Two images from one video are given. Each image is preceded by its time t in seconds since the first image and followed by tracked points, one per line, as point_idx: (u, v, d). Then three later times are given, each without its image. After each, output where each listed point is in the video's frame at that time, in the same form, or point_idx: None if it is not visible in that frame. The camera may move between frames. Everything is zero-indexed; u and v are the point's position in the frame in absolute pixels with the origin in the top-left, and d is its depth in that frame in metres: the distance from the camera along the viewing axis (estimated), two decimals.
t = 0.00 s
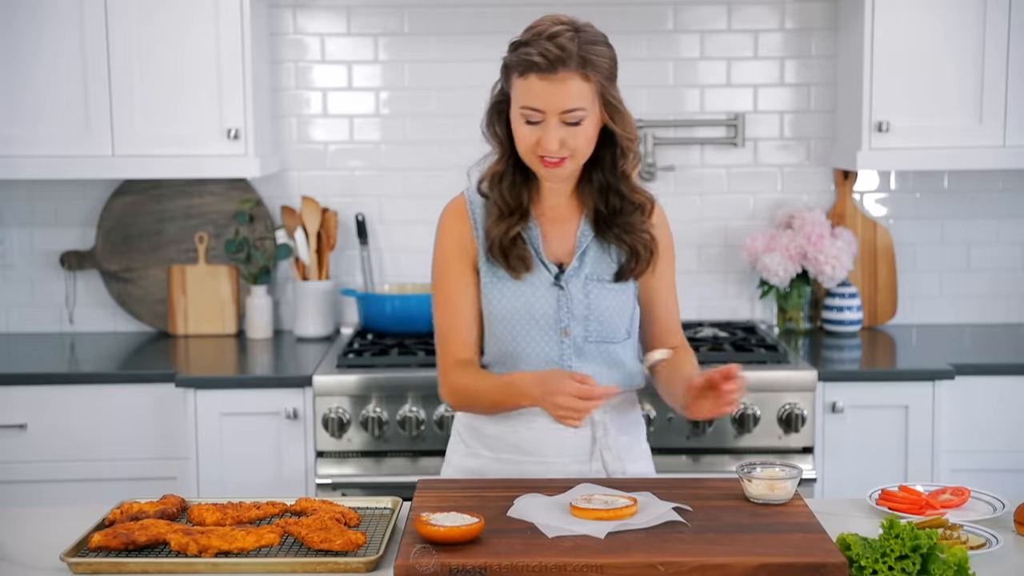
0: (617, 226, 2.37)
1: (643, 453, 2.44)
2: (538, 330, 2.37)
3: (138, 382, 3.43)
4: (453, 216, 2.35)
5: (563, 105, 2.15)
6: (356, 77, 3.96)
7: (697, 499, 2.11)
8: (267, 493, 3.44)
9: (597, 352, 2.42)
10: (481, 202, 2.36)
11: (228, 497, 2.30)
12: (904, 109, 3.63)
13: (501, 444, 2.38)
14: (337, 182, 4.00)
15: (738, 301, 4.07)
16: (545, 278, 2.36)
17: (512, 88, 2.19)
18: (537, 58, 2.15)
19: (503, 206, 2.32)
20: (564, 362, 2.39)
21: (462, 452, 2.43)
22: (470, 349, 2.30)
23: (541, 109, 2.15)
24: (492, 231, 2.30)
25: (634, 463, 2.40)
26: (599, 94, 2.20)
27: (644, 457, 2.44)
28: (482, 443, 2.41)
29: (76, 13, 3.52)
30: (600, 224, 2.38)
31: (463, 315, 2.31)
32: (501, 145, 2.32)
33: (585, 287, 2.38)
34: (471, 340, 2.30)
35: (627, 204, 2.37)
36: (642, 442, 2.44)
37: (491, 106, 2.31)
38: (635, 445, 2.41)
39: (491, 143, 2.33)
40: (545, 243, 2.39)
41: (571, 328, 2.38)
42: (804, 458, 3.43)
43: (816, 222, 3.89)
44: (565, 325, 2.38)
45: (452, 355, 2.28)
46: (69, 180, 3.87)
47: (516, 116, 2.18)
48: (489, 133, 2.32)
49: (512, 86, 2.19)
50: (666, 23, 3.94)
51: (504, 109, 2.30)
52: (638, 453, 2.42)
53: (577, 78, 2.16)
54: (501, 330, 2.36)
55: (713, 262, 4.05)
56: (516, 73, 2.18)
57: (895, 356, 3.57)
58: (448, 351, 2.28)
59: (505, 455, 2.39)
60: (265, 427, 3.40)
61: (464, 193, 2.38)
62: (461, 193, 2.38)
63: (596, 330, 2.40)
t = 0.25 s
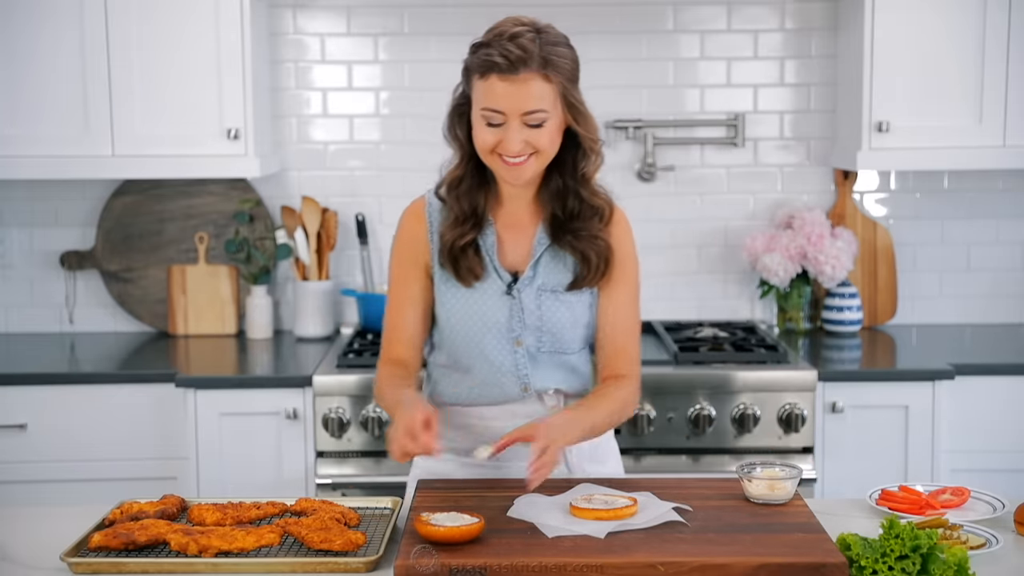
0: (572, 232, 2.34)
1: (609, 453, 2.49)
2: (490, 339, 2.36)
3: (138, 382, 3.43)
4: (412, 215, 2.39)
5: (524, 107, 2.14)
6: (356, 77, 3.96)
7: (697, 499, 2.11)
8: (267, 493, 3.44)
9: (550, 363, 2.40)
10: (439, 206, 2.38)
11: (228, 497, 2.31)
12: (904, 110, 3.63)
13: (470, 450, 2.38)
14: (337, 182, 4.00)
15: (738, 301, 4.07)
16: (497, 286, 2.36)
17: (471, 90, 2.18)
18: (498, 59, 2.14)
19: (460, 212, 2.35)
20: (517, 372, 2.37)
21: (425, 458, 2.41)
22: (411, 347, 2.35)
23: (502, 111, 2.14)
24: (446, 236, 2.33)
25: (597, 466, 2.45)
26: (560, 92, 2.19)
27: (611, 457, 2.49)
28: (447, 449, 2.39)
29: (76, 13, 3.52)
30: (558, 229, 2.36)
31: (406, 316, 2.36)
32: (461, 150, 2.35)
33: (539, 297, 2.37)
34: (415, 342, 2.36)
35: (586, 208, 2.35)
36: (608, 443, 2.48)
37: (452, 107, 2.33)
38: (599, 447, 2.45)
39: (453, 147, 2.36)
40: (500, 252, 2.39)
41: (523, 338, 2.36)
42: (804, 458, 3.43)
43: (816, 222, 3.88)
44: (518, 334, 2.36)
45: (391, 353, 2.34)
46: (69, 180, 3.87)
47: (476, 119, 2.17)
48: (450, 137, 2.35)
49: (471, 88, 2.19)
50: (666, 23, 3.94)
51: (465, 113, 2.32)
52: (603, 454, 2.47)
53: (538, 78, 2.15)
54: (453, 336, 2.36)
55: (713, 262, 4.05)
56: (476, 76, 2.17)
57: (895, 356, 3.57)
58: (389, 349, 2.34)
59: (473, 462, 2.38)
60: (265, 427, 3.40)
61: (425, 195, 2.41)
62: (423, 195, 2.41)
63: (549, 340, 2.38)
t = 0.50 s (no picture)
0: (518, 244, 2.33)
1: (577, 450, 2.53)
2: (444, 355, 2.37)
3: (138, 383, 3.43)
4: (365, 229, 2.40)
5: (473, 122, 2.08)
6: (356, 77, 3.96)
7: (697, 499, 2.11)
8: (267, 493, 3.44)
9: (507, 372, 2.42)
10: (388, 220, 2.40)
11: (228, 497, 2.33)
12: (904, 110, 3.63)
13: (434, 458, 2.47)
14: (337, 182, 4.00)
15: (738, 302, 4.07)
16: (448, 301, 2.37)
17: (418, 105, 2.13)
18: (445, 73, 2.08)
19: (409, 228, 2.35)
20: (474, 385, 2.40)
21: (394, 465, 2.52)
22: (364, 363, 2.38)
23: (451, 126, 2.08)
24: (396, 252, 2.33)
25: (563, 463, 2.49)
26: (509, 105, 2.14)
27: (582, 453, 2.54)
28: (413, 457, 2.49)
29: (76, 13, 3.52)
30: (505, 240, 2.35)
31: (361, 332, 2.38)
32: (408, 164, 2.36)
33: (490, 312, 2.37)
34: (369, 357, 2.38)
35: (533, 218, 2.34)
36: (574, 441, 2.53)
37: (398, 120, 2.32)
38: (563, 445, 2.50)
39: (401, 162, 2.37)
40: (453, 265, 2.40)
41: (476, 352, 2.37)
42: (805, 458, 3.43)
43: (816, 222, 3.88)
44: (472, 349, 2.37)
45: (346, 369, 2.37)
46: (69, 180, 3.87)
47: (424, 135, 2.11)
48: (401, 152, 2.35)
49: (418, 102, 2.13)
50: (666, 23, 3.94)
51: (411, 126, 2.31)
52: (569, 451, 2.51)
53: (487, 93, 2.10)
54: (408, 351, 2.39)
55: (713, 262, 4.05)
56: (422, 90, 2.11)
57: (895, 356, 3.57)
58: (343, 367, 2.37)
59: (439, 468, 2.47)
60: (265, 427, 3.40)
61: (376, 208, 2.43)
62: (373, 208, 2.43)
63: (503, 353, 2.39)
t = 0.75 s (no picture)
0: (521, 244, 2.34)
1: (573, 449, 2.53)
2: (444, 355, 2.36)
3: (138, 383, 3.43)
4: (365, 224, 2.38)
5: (484, 124, 2.07)
6: (356, 77, 3.96)
7: (697, 499, 2.11)
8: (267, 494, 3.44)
9: (505, 372, 2.43)
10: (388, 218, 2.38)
11: (229, 497, 2.33)
12: (904, 110, 3.63)
13: (433, 459, 2.46)
14: (337, 182, 4.00)
15: (738, 302, 4.07)
16: (449, 301, 2.36)
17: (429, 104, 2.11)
18: (458, 75, 2.07)
19: (412, 229, 2.33)
20: (473, 386, 2.40)
21: (393, 465, 2.52)
22: (346, 361, 2.34)
23: (462, 128, 2.07)
24: (399, 253, 2.31)
25: (561, 463, 2.49)
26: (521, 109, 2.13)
27: (578, 453, 2.54)
28: (411, 457, 2.49)
29: (76, 13, 3.52)
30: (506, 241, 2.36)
31: (348, 329, 2.34)
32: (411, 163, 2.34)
33: (491, 312, 2.37)
34: (353, 357, 2.34)
35: (536, 220, 2.35)
36: (571, 440, 2.53)
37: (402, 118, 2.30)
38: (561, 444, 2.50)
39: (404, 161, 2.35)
40: (453, 264, 2.39)
41: (476, 353, 2.38)
42: (804, 458, 3.43)
43: (816, 222, 3.88)
44: (472, 349, 2.37)
45: (327, 365, 2.32)
46: (69, 180, 3.87)
47: (434, 134, 2.10)
48: (405, 151, 2.33)
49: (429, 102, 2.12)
50: (666, 23, 3.94)
51: (416, 125, 2.30)
52: (566, 451, 2.51)
53: (500, 96, 2.08)
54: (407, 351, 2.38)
55: (713, 262, 4.05)
56: (435, 90, 2.10)
57: (895, 356, 3.57)
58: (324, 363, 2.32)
59: (438, 469, 2.47)
60: (265, 427, 3.40)
61: (374, 206, 2.40)
62: (371, 207, 2.41)
63: (503, 353, 2.40)
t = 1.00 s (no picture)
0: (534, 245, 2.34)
1: (580, 448, 2.53)
2: (453, 354, 2.36)
3: (138, 383, 3.43)
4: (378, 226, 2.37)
5: (505, 125, 2.06)
6: (356, 77, 3.96)
7: (697, 499, 2.11)
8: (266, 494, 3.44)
9: (513, 373, 2.42)
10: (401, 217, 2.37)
11: (228, 497, 2.33)
12: (904, 110, 3.63)
13: (440, 460, 2.47)
14: (337, 182, 4.00)
15: (738, 302, 4.07)
16: (459, 300, 2.36)
17: (449, 102, 2.10)
18: (481, 75, 2.06)
19: (427, 228, 2.32)
20: (482, 386, 2.40)
21: (400, 464, 2.53)
22: (344, 362, 2.28)
23: (482, 127, 2.06)
24: (413, 253, 2.31)
25: (567, 462, 2.49)
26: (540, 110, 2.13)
27: (584, 452, 2.54)
28: (418, 457, 2.50)
29: (76, 12, 3.51)
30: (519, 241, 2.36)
31: (349, 330, 2.29)
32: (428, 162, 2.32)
33: (501, 313, 2.36)
34: (352, 358, 2.29)
35: (550, 221, 2.35)
36: (578, 438, 2.53)
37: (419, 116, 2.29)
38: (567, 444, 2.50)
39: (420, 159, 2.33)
40: (464, 264, 2.39)
41: (486, 353, 2.37)
42: (805, 458, 3.43)
43: (816, 222, 3.88)
44: (481, 349, 2.37)
45: (326, 364, 2.27)
46: (69, 180, 3.87)
47: (454, 133, 2.09)
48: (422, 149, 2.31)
49: (449, 100, 2.11)
50: (666, 23, 3.94)
51: (433, 123, 2.26)
52: (572, 450, 2.51)
53: (522, 97, 2.07)
54: (417, 350, 2.37)
55: (713, 262, 4.05)
56: (456, 88, 2.08)
57: (894, 356, 3.57)
58: (323, 362, 2.27)
59: (444, 469, 2.48)
60: (265, 427, 3.40)
61: (386, 204, 2.39)
62: (383, 205, 2.39)
63: (512, 354, 2.39)
